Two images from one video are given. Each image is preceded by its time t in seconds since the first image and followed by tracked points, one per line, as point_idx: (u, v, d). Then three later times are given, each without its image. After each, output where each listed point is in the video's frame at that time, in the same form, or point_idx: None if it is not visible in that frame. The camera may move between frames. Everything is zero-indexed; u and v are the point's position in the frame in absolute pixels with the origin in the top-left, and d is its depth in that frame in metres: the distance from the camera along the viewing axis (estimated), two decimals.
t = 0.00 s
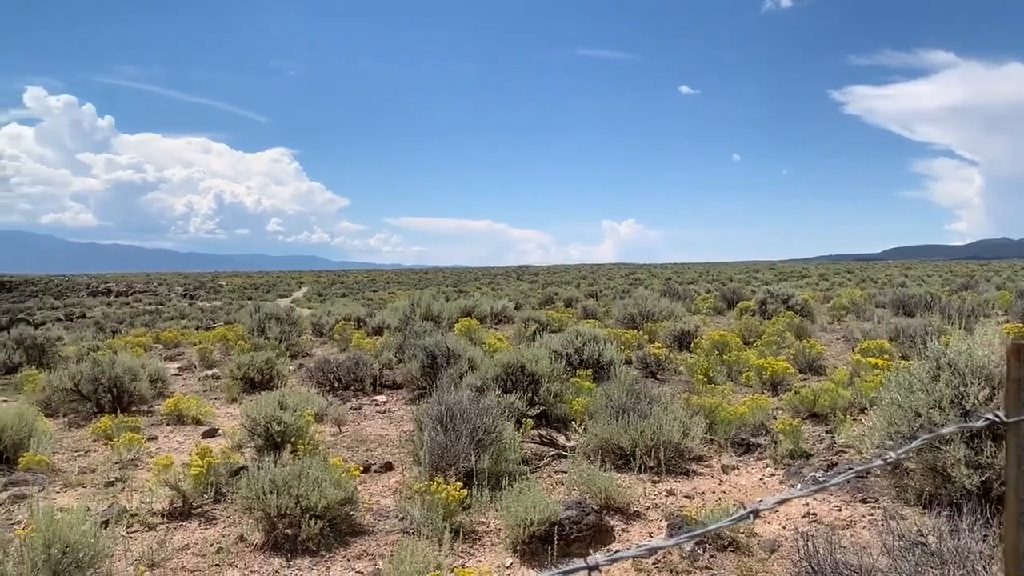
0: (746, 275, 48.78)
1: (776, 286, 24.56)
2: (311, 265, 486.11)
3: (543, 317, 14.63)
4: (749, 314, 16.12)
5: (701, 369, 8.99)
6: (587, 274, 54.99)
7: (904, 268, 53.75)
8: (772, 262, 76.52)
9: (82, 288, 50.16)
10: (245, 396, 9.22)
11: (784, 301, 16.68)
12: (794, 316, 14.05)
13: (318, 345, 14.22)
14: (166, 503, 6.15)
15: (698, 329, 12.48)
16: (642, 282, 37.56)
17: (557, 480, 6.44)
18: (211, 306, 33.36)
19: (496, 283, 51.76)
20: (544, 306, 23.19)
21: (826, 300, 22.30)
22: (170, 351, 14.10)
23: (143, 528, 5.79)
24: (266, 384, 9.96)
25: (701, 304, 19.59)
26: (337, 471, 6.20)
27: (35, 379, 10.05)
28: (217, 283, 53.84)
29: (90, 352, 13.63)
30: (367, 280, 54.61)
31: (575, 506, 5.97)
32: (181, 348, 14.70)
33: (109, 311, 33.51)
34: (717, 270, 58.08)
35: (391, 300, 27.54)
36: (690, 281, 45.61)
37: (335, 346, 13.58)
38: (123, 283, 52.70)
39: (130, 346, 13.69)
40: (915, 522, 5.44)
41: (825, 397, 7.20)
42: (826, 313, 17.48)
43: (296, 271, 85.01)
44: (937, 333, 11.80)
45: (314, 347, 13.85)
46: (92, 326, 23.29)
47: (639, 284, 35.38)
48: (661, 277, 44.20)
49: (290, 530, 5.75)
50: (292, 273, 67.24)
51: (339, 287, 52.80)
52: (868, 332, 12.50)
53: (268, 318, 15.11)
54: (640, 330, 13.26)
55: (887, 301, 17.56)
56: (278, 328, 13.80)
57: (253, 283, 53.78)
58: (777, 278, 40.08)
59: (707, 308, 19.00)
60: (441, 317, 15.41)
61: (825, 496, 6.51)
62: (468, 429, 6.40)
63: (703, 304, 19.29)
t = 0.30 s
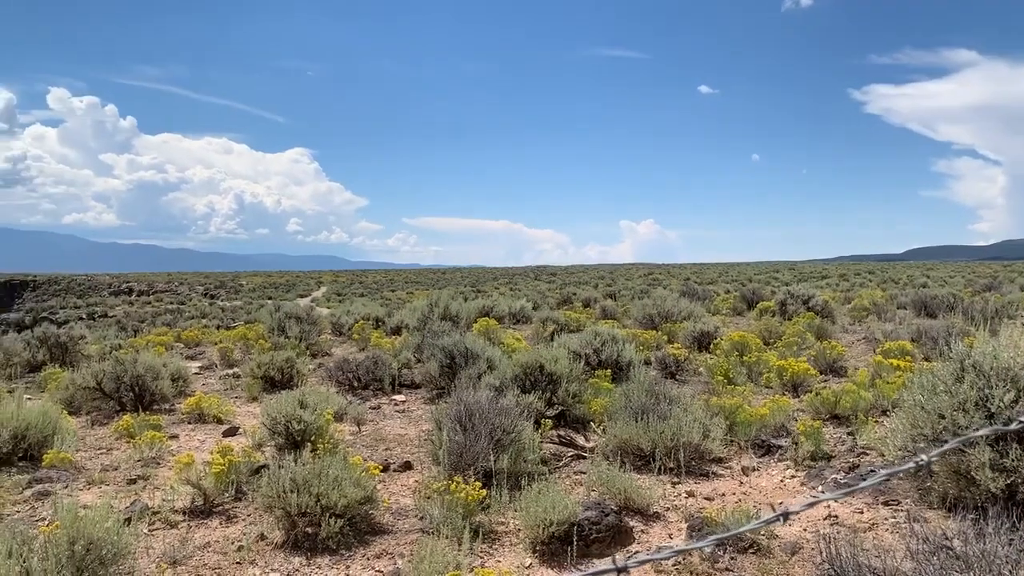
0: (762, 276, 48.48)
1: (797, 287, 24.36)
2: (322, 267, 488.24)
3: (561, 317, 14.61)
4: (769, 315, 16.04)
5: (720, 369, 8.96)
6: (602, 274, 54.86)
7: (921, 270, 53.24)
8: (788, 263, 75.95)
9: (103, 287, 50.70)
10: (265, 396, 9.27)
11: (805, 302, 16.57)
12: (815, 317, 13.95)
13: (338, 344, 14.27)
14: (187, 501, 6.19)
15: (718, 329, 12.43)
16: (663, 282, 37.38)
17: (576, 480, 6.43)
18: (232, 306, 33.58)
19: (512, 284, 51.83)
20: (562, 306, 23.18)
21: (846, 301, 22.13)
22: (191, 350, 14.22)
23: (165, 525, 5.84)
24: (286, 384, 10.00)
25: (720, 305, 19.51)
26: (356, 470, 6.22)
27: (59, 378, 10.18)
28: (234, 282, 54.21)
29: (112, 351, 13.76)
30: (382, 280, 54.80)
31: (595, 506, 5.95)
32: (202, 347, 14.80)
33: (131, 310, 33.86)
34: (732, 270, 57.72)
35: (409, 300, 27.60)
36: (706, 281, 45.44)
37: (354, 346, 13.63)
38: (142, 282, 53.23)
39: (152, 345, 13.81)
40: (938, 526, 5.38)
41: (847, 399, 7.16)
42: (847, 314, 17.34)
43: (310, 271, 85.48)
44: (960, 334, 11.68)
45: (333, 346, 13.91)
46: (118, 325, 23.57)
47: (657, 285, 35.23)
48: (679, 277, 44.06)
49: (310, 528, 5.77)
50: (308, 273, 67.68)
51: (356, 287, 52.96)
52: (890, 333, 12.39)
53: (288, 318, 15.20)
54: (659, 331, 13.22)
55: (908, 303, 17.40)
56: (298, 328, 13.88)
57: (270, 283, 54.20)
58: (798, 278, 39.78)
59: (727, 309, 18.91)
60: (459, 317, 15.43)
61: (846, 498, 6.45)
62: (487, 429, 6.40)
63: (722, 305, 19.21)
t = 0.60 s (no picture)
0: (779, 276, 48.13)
1: (819, 288, 24.16)
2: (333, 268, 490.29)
3: (580, 318, 14.59)
4: (790, 317, 15.94)
5: (741, 371, 8.90)
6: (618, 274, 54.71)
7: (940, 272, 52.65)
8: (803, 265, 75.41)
9: (124, 287, 51.25)
10: (286, 395, 9.32)
11: (826, 304, 16.45)
12: (836, 319, 13.84)
13: (357, 345, 14.31)
14: (209, 499, 6.23)
15: (739, 331, 12.36)
16: (683, 283, 37.15)
17: (596, 482, 6.41)
18: (252, 306, 33.79)
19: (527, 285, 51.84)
20: (581, 307, 23.16)
21: (869, 302, 21.91)
22: (212, 349, 14.33)
23: (186, 523, 5.88)
24: (306, 383, 10.05)
25: (741, 306, 19.39)
26: (376, 470, 6.24)
27: (82, 377, 10.31)
28: (254, 283, 54.54)
29: (135, 350, 13.89)
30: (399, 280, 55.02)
31: (615, 508, 5.93)
32: (222, 347, 14.90)
33: (154, 310, 34.21)
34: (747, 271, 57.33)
35: (427, 301, 27.65)
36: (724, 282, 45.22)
37: (374, 346, 13.68)
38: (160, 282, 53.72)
39: (174, 344, 13.93)
40: (963, 531, 5.31)
41: (869, 401, 7.10)
42: (869, 316, 17.18)
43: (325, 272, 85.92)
44: (986, 336, 11.53)
45: (353, 346, 13.96)
46: (142, 324, 23.85)
47: (676, 286, 35.06)
48: (697, 278, 43.87)
49: (330, 528, 5.78)
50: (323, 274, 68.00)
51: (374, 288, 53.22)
52: (913, 335, 12.25)
53: (308, 318, 15.29)
54: (678, 332, 13.17)
55: (932, 305, 17.20)
56: (318, 328, 13.94)
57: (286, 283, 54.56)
58: (818, 280, 39.44)
59: (747, 310, 18.79)
60: (478, 318, 15.44)
61: (869, 502, 6.38)
62: (506, 430, 6.39)
63: (743, 306, 19.10)
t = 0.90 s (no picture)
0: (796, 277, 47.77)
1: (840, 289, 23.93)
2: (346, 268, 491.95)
3: (599, 318, 14.59)
4: (810, 318, 15.84)
5: (762, 373, 8.86)
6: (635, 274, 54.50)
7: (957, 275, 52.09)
8: (820, 266, 74.68)
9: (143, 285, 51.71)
10: (306, 393, 9.38)
11: (847, 305, 16.33)
12: (857, 321, 13.73)
13: (376, 343, 14.37)
14: (229, 496, 6.27)
15: (759, 332, 12.30)
16: (701, 284, 36.90)
17: (614, 482, 6.39)
18: (272, 304, 34.05)
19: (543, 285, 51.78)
20: (599, 307, 23.13)
21: (891, 304, 21.70)
22: (233, 347, 14.43)
23: (207, 520, 5.93)
24: (326, 381, 10.10)
25: (760, 307, 19.27)
26: (395, 468, 6.27)
27: (104, 373, 10.44)
28: (269, 281, 54.86)
29: (156, 347, 14.01)
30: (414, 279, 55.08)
31: (634, 509, 5.91)
32: (242, 344, 15.01)
33: (175, 307, 34.49)
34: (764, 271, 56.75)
35: (445, 300, 27.71)
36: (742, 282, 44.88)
37: (392, 344, 13.73)
38: (178, 280, 54.14)
39: (194, 341, 14.05)
40: (987, 536, 5.25)
41: (891, 404, 7.05)
42: (890, 318, 17.01)
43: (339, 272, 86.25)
44: (1010, 339, 11.40)
45: (371, 344, 14.01)
46: (165, 322, 24.10)
47: (698, 286, 34.92)
48: (715, 279, 43.58)
49: (349, 525, 5.81)
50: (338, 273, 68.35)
51: (391, 287, 53.30)
52: (935, 337, 12.14)
53: (328, 317, 15.38)
54: (697, 333, 13.13)
55: (955, 307, 17.01)
56: (337, 326, 14.01)
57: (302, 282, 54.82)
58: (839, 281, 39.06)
59: (767, 311, 18.68)
60: (496, 317, 15.46)
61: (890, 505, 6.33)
62: (525, 430, 6.39)
63: (762, 307, 19.00)
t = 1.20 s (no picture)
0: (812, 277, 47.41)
1: (859, 290, 23.73)
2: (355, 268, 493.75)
3: (616, 317, 14.58)
4: (829, 319, 15.75)
5: (781, 373, 8.82)
6: (652, 274, 54.20)
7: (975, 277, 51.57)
8: (835, 268, 74.07)
9: (160, 282, 52.15)
10: (324, 390, 9.42)
11: (867, 306, 16.21)
12: (878, 321, 13.62)
13: (393, 341, 14.42)
14: (248, 492, 6.31)
15: (778, 332, 12.23)
16: (720, 284, 36.68)
17: (632, 482, 6.37)
18: (290, 301, 34.26)
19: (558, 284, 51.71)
20: (617, 306, 23.09)
21: (912, 305, 21.51)
22: (252, 343, 14.53)
23: (226, 515, 5.97)
24: (343, 378, 10.13)
25: (779, 307, 19.16)
26: (413, 465, 6.29)
27: (125, 368, 10.53)
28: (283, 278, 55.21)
29: (175, 343, 14.12)
30: (429, 278, 55.19)
31: (651, 508, 5.88)
32: (261, 341, 15.11)
33: (194, 304, 34.78)
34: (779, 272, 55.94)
35: (462, 299, 27.76)
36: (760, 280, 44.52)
37: (409, 342, 13.77)
38: (194, 278, 54.53)
39: (214, 338, 14.15)
40: (1010, 540, 5.18)
41: (912, 405, 7.00)
42: (911, 319, 16.85)
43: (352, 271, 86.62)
44: None
45: (389, 342, 14.05)
46: (185, 318, 24.31)
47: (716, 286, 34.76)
48: (732, 279, 43.33)
49: (367, 522, 5.82)
50: (352, 271, 68.61)
51: (406, 285, 53.40)
52: (957, 338, 12.03)
53: (346, 315, 15.46)
54: (716, 333, 13.09)
55: (978, 308, 16.83)
56: (355, 324, 14.07)
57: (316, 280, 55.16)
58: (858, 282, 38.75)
59: (786, 311, 18.57)
60: (513, 315, 15.47)
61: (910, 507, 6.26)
62: (543, 428, 6.38)
63: (781, 307, 18.90)
